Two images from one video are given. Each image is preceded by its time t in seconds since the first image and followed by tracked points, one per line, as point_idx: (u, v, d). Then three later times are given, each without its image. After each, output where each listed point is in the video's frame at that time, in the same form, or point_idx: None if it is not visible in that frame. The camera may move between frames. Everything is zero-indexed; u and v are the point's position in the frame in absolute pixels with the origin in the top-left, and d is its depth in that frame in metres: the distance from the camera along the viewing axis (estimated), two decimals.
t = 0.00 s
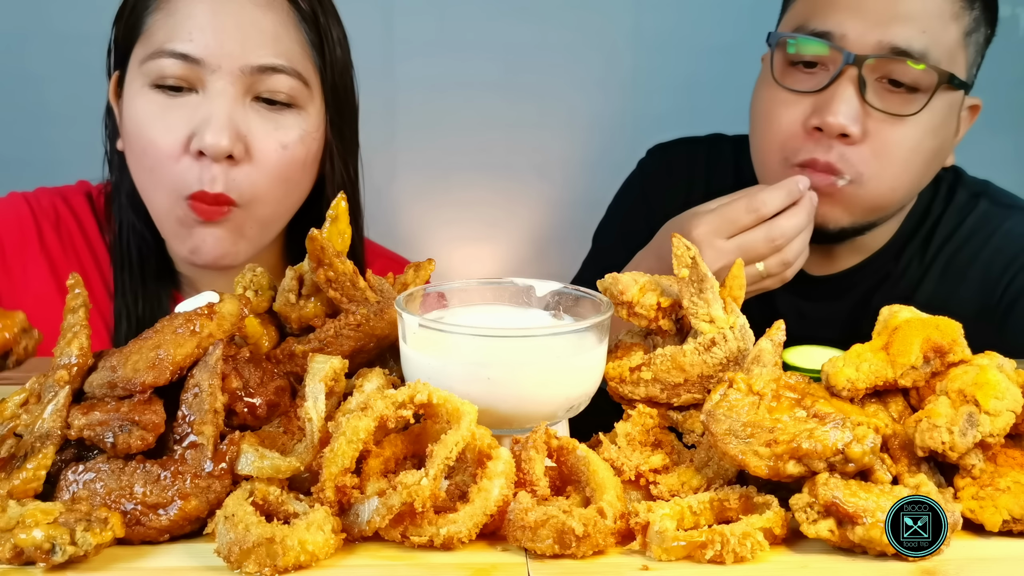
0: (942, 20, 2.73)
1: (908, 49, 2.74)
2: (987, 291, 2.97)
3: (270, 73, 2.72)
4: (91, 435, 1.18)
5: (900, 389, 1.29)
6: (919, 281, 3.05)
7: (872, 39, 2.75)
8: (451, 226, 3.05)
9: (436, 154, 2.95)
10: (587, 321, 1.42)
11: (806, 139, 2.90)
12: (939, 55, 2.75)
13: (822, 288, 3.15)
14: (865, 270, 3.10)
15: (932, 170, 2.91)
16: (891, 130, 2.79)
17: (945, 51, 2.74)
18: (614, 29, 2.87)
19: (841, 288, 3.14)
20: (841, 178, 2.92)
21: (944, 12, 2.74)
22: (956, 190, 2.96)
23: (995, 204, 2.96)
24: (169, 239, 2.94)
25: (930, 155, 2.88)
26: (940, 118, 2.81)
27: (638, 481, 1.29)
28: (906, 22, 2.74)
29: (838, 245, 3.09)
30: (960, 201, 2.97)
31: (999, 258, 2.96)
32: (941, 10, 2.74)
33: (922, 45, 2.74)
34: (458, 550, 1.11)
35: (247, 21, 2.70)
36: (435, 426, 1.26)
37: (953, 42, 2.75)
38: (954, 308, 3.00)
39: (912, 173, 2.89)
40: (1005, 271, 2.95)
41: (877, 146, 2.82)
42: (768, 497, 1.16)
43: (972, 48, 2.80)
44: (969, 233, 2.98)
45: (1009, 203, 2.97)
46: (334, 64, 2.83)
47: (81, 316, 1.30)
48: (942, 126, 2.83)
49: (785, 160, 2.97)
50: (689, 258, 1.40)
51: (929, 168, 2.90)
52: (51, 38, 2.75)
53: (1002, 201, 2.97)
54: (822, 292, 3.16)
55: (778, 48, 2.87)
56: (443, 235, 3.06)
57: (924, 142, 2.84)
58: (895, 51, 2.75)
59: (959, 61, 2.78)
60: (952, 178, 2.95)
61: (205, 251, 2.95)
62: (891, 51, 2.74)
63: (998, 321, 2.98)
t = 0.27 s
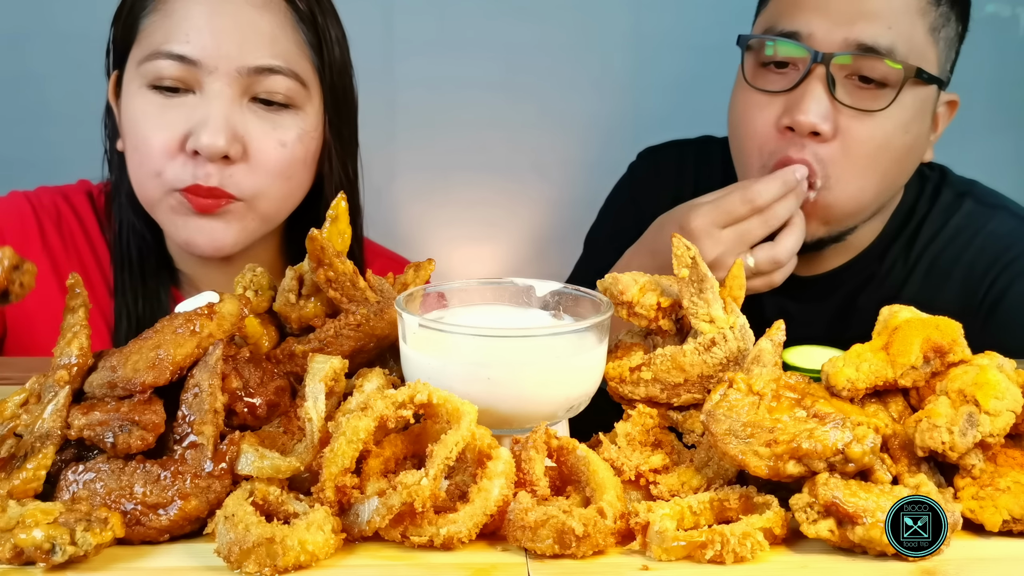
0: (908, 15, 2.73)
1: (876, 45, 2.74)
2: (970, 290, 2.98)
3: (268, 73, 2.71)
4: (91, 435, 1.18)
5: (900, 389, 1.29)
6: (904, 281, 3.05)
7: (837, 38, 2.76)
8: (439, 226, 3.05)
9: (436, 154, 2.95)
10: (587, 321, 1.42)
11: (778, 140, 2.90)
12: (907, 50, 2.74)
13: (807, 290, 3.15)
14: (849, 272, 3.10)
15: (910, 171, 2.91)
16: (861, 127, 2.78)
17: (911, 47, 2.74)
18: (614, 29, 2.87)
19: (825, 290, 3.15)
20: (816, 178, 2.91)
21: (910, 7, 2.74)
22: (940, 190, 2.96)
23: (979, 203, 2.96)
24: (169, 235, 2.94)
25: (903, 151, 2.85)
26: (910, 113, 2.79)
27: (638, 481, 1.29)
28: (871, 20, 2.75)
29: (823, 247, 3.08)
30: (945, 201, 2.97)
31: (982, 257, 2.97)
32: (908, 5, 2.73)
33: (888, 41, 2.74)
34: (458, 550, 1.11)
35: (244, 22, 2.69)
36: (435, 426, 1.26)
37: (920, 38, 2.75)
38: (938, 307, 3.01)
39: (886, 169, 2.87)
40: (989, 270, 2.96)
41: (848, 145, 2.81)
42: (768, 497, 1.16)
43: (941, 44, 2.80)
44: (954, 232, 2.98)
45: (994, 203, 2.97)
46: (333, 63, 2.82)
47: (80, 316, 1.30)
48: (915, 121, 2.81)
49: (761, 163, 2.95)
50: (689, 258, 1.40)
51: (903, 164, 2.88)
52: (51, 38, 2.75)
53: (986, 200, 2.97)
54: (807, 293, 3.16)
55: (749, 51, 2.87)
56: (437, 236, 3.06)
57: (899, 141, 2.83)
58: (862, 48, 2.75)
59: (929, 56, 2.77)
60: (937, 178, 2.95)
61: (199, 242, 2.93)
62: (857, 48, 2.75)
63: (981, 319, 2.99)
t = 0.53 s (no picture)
0: (895, 14, 2.77)
1: (864, 46, 2.80)
2: (966, 290, 2.98)
3: (265, 72, 2.74)
4: (91, 434, 1.18)
5: (900, 389, 1.29)
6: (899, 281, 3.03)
7: (825, 40, 2.80)
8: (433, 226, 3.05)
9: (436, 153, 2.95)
10: (587, 321, 1.42)
11: (772, 144, 2.96)
12: (895, 49, 2.79)
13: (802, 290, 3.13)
14: (844, 271, 3.08)
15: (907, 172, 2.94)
16: (853, 127, 2.87)
17: (899, 46, 2.79)
18: (614, 29, 2.87)
19: (819, 290, 3.13)
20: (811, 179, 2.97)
21: (896, 5, 2.78)
22: (934, 190, 2.96)
23: (973, 203, 2.96)
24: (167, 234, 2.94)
25: (898, 148, 2.91)
26: (903, 111, 2.86)
27: (638, 481, 1.28)
28: (858, 20, 2.79)
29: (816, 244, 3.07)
30: (940, 201, 2.96)
31: (976, 257, 2.97)
32: (894, 5, 2.77)
33: (875, 41, 2.79)
34: (458, 550, 1.11)
35: (241, 21, 2.71)
36: (435, 426, 1.26)
37: (907, 37, 2.80)
38: (933, 308, 3.00)
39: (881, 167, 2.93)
40: (983, 270, 2.97)
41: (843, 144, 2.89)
42: (768, 497, 1.16)
43: (929, 40, 2.83)
44: (948, 232, 2.97)
45: (988, 202, 2.97)
46: (330, 61, 2.83)
47: (81, 316, 1.31)
48: (908, 118, 2.87)
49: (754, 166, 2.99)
50: (689, 258, 1.40)
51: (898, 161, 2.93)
52: (51, 38, 2.75)
53: (981, 200, 2.96)
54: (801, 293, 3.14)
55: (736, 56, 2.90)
56: (433, 235, 3.06)
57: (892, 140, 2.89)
58: (849, 49, 2.81)
59: (917, 54, 2.82)
60: (932, 177, 2.96)
61: (200, 242, 2.94)
62: (845, 50, 2.80)
63: (976, 318, 3.00)
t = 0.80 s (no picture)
0: (910, 24, 2.78)
1: (880, 56, 2.80)
2: (972, 291, 3.00)
3: (267, 73, 2.74)
4: (91, 435, 1.18)
5: (900, 389, 1.29)
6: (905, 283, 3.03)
7: (839, 50, 2.79)
8: (435, 227, 3.05)
9: (436, 153, 2.95)
10: (587, 321, 1.42)
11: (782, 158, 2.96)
12: (909, 59, 2.80)
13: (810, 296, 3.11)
14: (851, 277, 3.07)
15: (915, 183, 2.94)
16: (865, 142, 2.89)
17: (914, 57, 2.80)
18: (614, 28, 2.87)
19: (827, 295, 3.11)
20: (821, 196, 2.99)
21: (911, 15, 2.77)
22: (937, 192, 2.95)
23: (976, 203, 2.97)
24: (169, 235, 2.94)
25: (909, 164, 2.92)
26: (916, 125, 2.87)
27: (638, 481, 1.28)
28: (874, 30, 2.78)
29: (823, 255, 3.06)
30: (943, 202, 2.96)
31: (981, 258, 2.98)
32: (909, 14, 2.77)
33: (891, 51, 2.79)
34: (458, 550, 1.11)
35: (241, 22, 2.71)
36: (435, 426, 1.26)
37: (922, 47, 2.80)
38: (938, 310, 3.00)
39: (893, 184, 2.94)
40: (988, 271, 2.98)
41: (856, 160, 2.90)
42: (768, 497, 1.16)
43: (942, 50, 2.85)
44: (953, 234, 2.97)
45: (990, 203, 2.97)
46: (330, 61, 2.83)
47: (80, 316, 1.31)
48: (920, 132, 2.89)
49: (762, 183, 3.01)
50: (689, 258, 1.40)
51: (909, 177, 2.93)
52: (51, 38, 2.75)
53: (982, 200, 2.97)
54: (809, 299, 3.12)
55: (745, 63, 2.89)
56: (432, 235, 3.06)
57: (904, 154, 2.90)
58: (865, 60, 2.80)
59: (930, 65, 2.83)
60: (933, 179, 2.95)
61: (203, 242, 2.95)
62: (861, 60, 2.80)
63: (983, 319, 3.01)
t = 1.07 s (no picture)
0: (890, 32, 2.76)
1: (860, 65, 2.78)
2: (953, 293, 2.99)
3: (271, 75, 2.73)
4: (91, 435, 1.18)
5: (900, 389, 1.29)
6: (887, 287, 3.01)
7: (819, 59, 2.77)
8: (428, 228, 3.05)
9: (437, 153, 2.96)
10: (587, 321, 1.43)
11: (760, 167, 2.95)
12: (890, 67, 2.78)
13: (793, 301, 3.09)
14: (833, 282, 3.04)
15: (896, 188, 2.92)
16: (845, 151, 2.86)
17: (895, 65, 2.78)
18: (614, 28, 2.87)
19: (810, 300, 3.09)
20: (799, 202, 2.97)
21: (891, 23, 2.76)
22: (918, 193, 2.94)
23: (956, 204, 2.95)
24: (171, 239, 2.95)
25: (890, 172, 2.90)
26: (896, 132, 2.85)
27: (638, 481, 1.28)
28: (854, 39, 2.76)
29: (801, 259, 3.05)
30: (923, 204, 2.95)
31: (962, 260, 2.97)
32: (889, 22, 2.75)
33: (871, 60, 2.77)
34: (458, 550, 1.11)
35: (243, 25, 2.70)
36: (435, 426, 1.26)
37: (903, 55, 2.79)
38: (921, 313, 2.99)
39: (876, 195, 2.92)
40: (969, 273, 2.97)
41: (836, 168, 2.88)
42: (768, 497, 1.16)
43: (923, 56, 2.83)
44: (933, 236, 2.96)
45: (970, 203, 2.96)
46: (331, 61, 2.82)
47: (81, 316, 1.31)
48: (900, 138, 2.87)
49: (740, 191, 2.99)
50: (689, 258, 1.40)
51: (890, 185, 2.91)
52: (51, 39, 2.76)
53: (963, 201, 2.96)
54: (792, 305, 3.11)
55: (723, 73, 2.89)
56: (431, 236, 3.06)
57: (883, 163, 2.88)
58: (844, 69, 2.78)
59: (911, 72, 2.81)
60: (914, 181, 2.93)
61: (214, 251, 2.97)
62: (840, 70, 2.78)
63: (967, 320, 3.01)
